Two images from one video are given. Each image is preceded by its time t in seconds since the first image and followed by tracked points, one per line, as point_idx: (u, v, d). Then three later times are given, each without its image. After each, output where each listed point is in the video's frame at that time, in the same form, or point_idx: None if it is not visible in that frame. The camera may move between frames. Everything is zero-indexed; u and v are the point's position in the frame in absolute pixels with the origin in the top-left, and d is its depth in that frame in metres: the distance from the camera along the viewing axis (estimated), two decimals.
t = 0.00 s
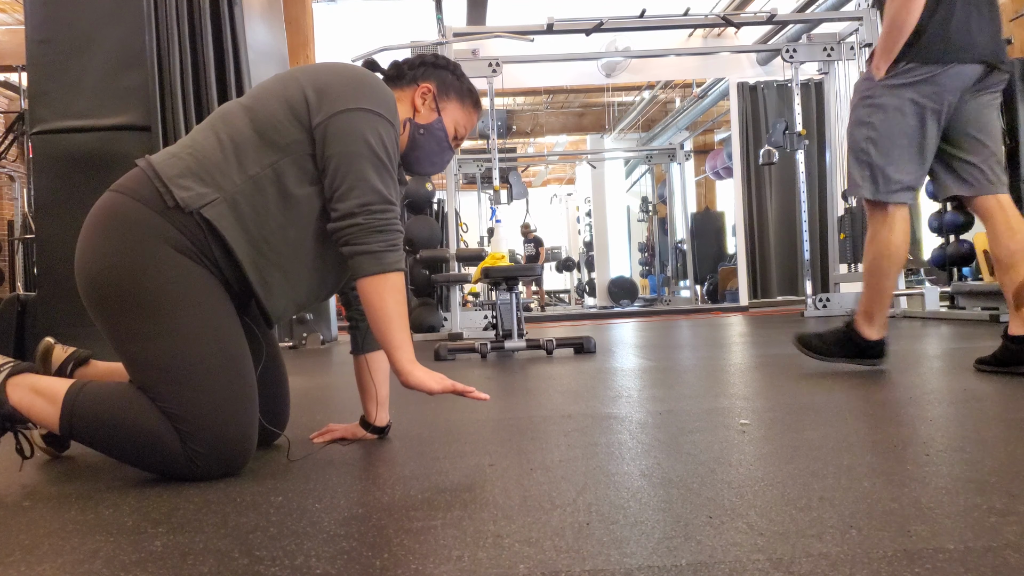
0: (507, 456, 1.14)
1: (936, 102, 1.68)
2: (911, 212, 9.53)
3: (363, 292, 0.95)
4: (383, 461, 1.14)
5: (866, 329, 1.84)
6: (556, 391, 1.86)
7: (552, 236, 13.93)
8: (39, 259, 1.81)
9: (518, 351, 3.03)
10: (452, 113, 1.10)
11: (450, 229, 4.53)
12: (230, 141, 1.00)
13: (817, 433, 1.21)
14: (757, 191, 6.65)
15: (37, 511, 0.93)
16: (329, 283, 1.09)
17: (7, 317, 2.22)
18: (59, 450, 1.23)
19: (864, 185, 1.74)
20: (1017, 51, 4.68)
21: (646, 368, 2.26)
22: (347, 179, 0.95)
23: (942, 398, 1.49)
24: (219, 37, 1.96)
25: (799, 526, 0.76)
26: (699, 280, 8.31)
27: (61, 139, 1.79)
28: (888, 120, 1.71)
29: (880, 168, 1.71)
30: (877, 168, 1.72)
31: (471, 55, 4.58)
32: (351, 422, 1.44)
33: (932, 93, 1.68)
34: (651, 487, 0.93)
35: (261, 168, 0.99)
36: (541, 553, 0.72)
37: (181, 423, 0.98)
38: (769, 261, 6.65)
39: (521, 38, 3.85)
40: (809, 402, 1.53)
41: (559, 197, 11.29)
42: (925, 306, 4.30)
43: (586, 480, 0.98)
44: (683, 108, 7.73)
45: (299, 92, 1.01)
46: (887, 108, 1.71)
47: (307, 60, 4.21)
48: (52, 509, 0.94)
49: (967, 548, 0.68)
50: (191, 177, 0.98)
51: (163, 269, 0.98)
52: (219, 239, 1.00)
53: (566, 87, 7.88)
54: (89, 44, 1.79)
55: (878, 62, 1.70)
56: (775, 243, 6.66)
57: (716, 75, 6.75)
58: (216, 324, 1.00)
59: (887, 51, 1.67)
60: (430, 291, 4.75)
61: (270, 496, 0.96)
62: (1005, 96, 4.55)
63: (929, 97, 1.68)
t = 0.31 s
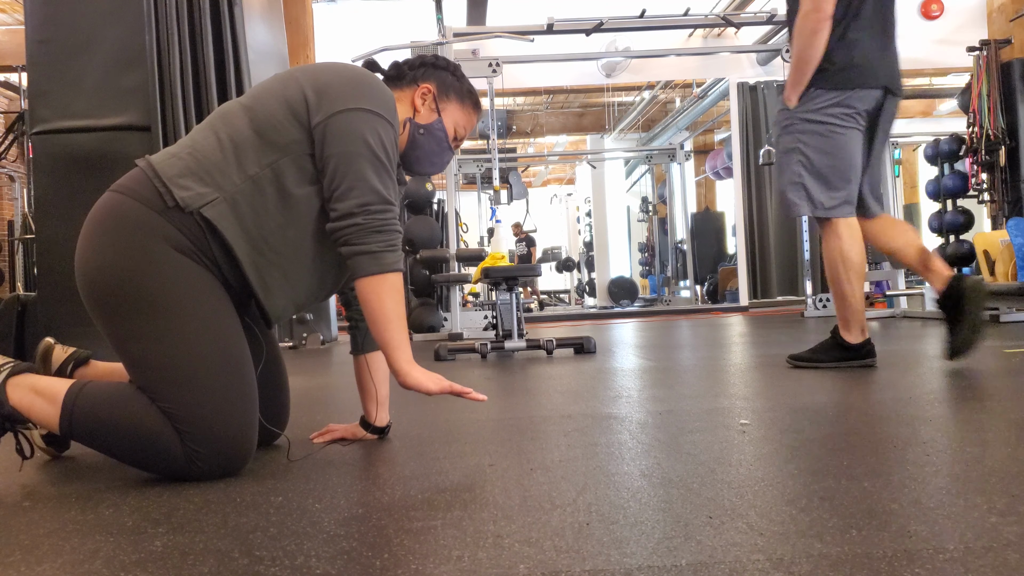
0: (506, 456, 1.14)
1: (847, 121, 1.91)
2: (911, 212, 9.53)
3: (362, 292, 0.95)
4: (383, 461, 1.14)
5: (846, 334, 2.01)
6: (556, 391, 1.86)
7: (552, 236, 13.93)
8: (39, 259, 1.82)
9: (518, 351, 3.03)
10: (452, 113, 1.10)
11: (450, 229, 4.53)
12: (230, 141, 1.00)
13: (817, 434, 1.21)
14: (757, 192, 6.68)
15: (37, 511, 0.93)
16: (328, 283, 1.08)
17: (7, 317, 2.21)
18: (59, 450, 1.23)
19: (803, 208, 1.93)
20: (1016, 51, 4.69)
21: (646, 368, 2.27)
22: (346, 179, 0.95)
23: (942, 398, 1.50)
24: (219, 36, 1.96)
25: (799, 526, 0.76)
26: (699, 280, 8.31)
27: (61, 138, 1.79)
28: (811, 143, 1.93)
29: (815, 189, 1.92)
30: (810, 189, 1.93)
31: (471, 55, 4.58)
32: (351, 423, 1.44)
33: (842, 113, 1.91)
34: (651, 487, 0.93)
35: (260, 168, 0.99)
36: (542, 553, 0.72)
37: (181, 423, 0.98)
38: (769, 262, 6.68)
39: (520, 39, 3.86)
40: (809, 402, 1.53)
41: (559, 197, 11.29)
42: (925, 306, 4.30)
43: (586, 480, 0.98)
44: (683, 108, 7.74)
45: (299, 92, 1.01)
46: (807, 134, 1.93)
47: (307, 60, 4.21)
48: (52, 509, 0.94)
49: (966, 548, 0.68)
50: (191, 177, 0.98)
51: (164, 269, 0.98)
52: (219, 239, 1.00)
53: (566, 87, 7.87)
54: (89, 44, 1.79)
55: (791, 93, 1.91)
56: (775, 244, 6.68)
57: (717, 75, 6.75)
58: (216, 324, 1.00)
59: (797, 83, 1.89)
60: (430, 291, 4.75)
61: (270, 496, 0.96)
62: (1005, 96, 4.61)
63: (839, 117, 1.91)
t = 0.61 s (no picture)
0: (506, 456, 1.14)
1: (794, 126, 2.00)
2: (911, 212, 9.54)
3: (362, 293, 0.95)
4: (383, 461, 1.14)
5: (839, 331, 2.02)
6: (556, 391, 1.86)
7: (552, 236, 13.93)
8: (39, 259, 1.82)
9: (518, 351, 3.03)
10: (452, 114, 1.10)
11: (450, 229, 4.53)
12: (230, 142, 1.00)
13: (817, 434, 1.21)
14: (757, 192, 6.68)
15: (37, 511, 0.93)
16: (328, 283, 1.08)
17: (7, 317, 2.22)
18: (59, 450, 1.23)
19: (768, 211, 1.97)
20: (1016, 51, 4.69)
21: (646, 368, 2.27)
22: (345, 180, 0.95)
23: (941, 398, 1.50)
24: (220, 37, 1.95)
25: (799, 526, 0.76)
26: (699, 280, 8.31)
27: (61, 138, 1.79)
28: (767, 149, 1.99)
29: (779, 192, 1.97)
30: (774, 192, 1.97)
31: (471, 55, 4.58)
32: (351, 422, 1.44)
33: (790, 120, 2.00)
34: (651, 487, 0.93)
35: (260, 168, 0.99)
36: (542, 552, 0.72)
37: (181, 424, 0.98)
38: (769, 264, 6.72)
39: (520, 39, 3.86)
40: (809, 402, 1.53)
41: (560, 197, 11.29)
42: (925, 306, 4.30)
43: (586, 480, 0.98)
44: (683, 108, 7.74)
45: (297, 92, 1.01)
46: (761, 141, 2.00)
47: (307, 60, 4.20)
48: (52, 509, 0.94)
49: (966, 549, 0.68)
50: (191, 177, 0.98)
51: (163, 269, 0.98)
52: (219, 240, 1.00)
53: (566, 87, 7.88)
54: (90, 44, 1.79)
55: (739, 105, 2.00)
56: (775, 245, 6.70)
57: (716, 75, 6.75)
58: (216, 325, 1.00)
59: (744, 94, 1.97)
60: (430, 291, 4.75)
61: (270, 496, 0.96)
62: (1006, 97, 4.61)
63: (788, 123, 2.00)
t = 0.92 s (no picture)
0: (506, 456, 1.14)
1: (710, 139, 2.03)
2: (911, 212, 9.54)
3: (361, 292, 0.95)
4: (383, 461, 1.14)
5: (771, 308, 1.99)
6: (557, 391, 1.86)
7: (552, 236, 13.93)
8: (39, 259, 1.82)
9: (518, 351, 3.03)
10: (452, 114, 1.10)
11: (450, 229, 4.52)
12: (230, 142, 1.00)
13: (816, 434, 1.21)
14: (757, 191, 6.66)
15: (37, 511, 0.93)
16: (327, 283, 1.09)
17: (7, 317, 2.22)
18: (59, 449, 1.23)
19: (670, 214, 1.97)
20: (1016, 51, 4.69)
21: (647, 368, 2.26)
22: (343, 179, 0.95)
23: (942, 398, 1.50)
24: (219, 37, 1.95)
25: (799, 526, 0.76)
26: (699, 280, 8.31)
27: (60, 138, 1.79)
28: (680, 157, 2.00)
29: (684, 198, 1.98)
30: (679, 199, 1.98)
31: (471, 55, 4.58)
32: (351, 422, 1.44)
33: (705, 136, 2.02)
34: (651, 487, 0.93)
35: (260, 168, 0.99)
36: (542, 553, 0.72)
37: (181, 423, 0.98)
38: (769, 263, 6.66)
39: (520, 39, 3.86)
40: (810, 402, 1.53)
41: (560, 197, 11.29)
42: (925, 306, 4.30)
43: (586, 480, 0.98)
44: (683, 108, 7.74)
45: (297, 92, 1.01)
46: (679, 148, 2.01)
47: (307, 60, 4.20)
48: (52, 508, 0.94)
49: (966, 549, 0.68)
50: (191, 177, 0.98)
51: (164, 269, 0.98)
52: (219, 240, 1.00)
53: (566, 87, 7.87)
54: (90, 43, 1.78)
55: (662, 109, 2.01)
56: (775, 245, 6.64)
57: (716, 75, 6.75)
58: (216, 324, 1.00)
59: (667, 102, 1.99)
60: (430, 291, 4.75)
61: (271, 496, 0.96)
62: (1005, 97, 4.61)
63: (708, 138, 2.03)
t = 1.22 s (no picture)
0: (505, 457, 1.14)
1: (638, 152, 2.15)
2: (911, 212, 9.55)
3: (354, 291, 0.94)
4: (383, 461, 1.14)
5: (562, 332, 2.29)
6: (557, 391, 1.86)
7: (552, 236, 13.94)
8: (39, 259, 1.81)
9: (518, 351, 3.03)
10: (452, 114, 1.10)
11: (449, 229, 4.52)
12: (230, 142, 1.00)
13: (816, 434, 1.21)
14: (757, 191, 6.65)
15: (37, 511, 0.93)
16: (326, 283, 1.08)
17: (7, 317, 2.22)
18: (59, 449, 1.23)
19: (586, 216, 2.10)
20: (1016, 51, 4.69)
21: (646, 368, 2.27)
22: (339, 177, 0.95)
23: (941, 398, 1.50)
24: (220, 37, 1.90)
25: (799, 526, 0.76)
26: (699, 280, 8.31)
27: (62, 138, 1.79)
28: (608, 166, 2.11)
29: (603, 206, 2.11)
30: (598, 202, 2.11)
31: (471, 55, 4.59)
32: (351, 422, 1.44)
33: (634, 149, 2.14)
34: (649, 487, 0.93)
35: (259, 169, 0.99)
36: (541, 552, 0.72)
37: (181, 423, 0.99)
38: (769, 263, 6.65)
39: (521, 39, 3.86)
40: (809, 402, 1.53)
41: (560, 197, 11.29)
42: (925, 306, 4.30)
43: (584, 480, 0.98)
44: (683, 108, 7.74)
45: (295, 92, 1.01)
46: (607, 156, 2.12)
47: (307, 60, 4.20)
48: (53, 509, 0.94)
49: (967, 548, 0.68)
50: (191, 177, 0.98)
51: (163, 269, 0.98)
52: (217, 240, 1.00)
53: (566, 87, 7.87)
54: (90, 43, 1.78)
55: (601, 116, 2.08)
56: (775, 245, 6.66)
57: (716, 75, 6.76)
58: (215, 324, 1.00)
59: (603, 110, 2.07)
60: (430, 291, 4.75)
61: (270, 496, 0.96)
62: (1005, 97, 4.62)
63: (633, 149, 2.14)
